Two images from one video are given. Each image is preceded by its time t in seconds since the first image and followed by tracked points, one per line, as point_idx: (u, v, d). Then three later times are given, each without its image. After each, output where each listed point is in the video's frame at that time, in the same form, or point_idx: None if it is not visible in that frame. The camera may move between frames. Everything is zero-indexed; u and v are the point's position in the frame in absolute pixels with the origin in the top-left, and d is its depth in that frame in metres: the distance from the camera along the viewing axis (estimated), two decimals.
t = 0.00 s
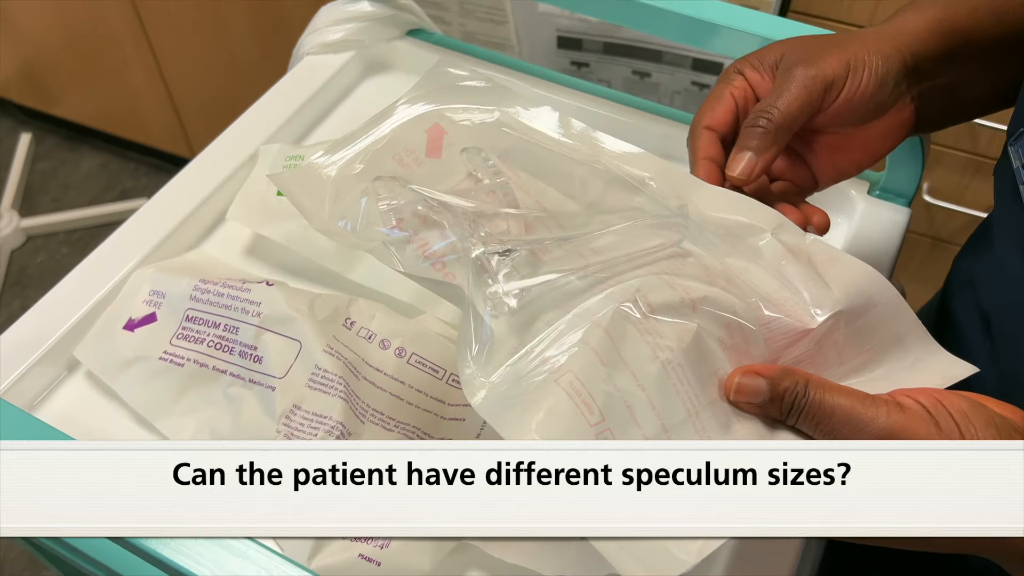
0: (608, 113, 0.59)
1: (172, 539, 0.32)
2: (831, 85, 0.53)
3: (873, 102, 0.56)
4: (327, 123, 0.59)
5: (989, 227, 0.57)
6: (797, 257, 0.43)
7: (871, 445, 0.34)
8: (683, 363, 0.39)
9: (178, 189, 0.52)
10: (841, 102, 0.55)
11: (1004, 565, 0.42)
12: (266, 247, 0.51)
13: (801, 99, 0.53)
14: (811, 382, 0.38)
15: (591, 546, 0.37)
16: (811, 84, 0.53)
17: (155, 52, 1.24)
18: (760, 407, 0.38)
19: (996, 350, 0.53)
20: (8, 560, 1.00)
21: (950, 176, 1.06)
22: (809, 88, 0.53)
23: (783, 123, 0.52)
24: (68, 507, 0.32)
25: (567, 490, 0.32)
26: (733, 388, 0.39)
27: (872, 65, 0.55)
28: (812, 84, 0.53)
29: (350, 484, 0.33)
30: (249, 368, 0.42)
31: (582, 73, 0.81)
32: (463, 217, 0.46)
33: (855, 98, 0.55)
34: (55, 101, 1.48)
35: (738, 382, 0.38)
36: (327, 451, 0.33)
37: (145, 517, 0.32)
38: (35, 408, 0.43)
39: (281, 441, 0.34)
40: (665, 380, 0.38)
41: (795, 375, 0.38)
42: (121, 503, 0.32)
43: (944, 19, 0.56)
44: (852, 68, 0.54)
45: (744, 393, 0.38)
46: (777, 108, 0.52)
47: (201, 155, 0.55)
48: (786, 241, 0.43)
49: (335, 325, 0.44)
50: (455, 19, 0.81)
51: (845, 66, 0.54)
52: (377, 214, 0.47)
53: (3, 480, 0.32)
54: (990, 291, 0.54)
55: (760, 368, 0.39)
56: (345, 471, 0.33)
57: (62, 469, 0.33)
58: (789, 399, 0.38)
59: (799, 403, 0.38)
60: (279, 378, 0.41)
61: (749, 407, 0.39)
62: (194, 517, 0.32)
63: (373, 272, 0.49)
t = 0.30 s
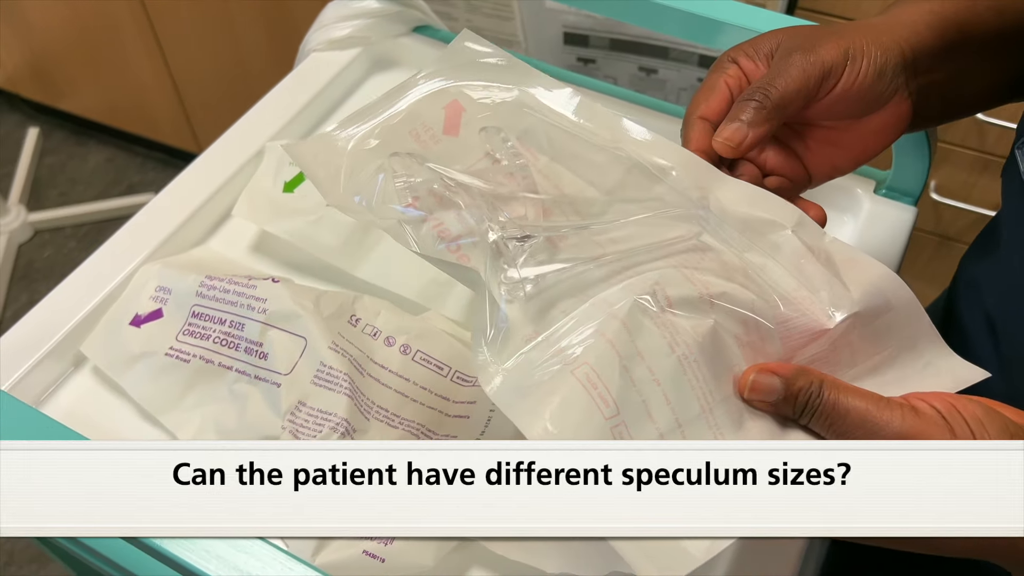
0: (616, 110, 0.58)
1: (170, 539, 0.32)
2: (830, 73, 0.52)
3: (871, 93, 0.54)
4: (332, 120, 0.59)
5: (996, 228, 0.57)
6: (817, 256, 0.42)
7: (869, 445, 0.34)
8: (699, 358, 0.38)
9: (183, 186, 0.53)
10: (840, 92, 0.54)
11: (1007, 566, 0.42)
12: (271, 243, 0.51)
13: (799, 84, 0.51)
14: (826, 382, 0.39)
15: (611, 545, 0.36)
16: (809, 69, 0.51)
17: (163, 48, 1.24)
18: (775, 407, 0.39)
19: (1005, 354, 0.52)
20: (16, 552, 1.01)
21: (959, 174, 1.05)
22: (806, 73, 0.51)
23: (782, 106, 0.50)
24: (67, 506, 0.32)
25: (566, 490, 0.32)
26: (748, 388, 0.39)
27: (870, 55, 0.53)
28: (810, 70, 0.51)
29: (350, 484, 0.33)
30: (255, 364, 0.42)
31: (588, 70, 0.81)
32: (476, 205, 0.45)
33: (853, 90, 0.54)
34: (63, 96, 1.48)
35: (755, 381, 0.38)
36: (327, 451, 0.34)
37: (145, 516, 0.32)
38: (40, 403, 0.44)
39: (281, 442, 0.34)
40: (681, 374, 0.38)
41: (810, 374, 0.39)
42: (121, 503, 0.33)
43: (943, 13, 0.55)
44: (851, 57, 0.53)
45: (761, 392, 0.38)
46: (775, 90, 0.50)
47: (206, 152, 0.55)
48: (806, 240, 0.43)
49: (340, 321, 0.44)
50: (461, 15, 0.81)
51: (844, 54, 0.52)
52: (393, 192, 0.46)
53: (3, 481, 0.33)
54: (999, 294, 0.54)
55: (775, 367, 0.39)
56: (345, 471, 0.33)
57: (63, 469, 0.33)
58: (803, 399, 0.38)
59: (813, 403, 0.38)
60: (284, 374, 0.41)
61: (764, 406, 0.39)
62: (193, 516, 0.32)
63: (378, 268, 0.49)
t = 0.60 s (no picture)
0: (621, 108, 0.58)
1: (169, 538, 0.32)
2: (830, 76, 0.52)
3: (872, 95, 0.54)
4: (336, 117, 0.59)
5: (1002, 232, 0.56)
6: (828, 263, 0.42)
7: (869, 444, 0.33)
8: (723, 353, 0.38)
9: (187, 182, 0.53)
10: (840, 96, 0.54)
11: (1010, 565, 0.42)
12: (277, 240, 0.52)
13: (800, 89, 0.51)
14: (848, 385, 0.40)
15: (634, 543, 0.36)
16: (810, 74, 0.51)
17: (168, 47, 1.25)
18: (796, 409, 0.39)
19: (1012, 359, 0.52)
20: (20, 549, 1.01)
21: (965, 173, 1.05)
22: (807, 78, 0.51)
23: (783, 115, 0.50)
24: (67, 506, 0.32)
25: (566, 490, 0.32)
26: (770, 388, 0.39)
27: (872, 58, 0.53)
28: (811, 76, 0.51)
29: (350, 484, 0.33)
30: (260, 359, 0.42)
31: (593, 68, 0.81)
32: (483, 191, 0.44)
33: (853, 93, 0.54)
34: (69, 94, 1.49)
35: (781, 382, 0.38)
36: (327, 452, 0.34)
37: (146, 516, 0.32)
38: (46, 397, 0.44)
39: (280, 443, 0.35)
40: (708, 368, 0.38)
41: (833, 377, 0.39)
42: (121, 503, 0.33)
43: (941, 13, 0.55)
44: (853, 61, 0.53)
45: (786, 394, 0.38)
46: (775, 98, 0.50)
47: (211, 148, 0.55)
48: (815, 247, 0.43)
49: (345, 317, 0.44)
50: (466, 12, 0.81)
51: (846, 57, 0.52)
52: (393, 176, 0.46)
53: (2, 480, 0.33)
54: (1007, 299, 0.53)
55: (798, 367, 0.39)
56: (345, 471, 0.33)
57: (63, 469, 0.33)
58: (827, 401, 0.39)
59: (832, 403, 0.39)
60: (288, 369, 0.41)
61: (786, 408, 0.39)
62: (192, 516, 0.32)
63: (382, 265, 0.49)
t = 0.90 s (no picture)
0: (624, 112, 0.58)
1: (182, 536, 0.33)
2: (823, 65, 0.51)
3: (864, 89, 0.54)
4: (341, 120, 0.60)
5: (1001, 238, 0.57)
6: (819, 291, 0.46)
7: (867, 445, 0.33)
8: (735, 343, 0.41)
9: (192, 184, 0.53)
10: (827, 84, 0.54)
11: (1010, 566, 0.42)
12: (283, 241, 0.52)
13: (790, 75, 0.51)
14: (872, 375, 0.40)
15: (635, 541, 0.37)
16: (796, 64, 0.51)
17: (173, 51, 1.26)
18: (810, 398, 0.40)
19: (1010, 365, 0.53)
20: (24, 549, 1.01)
21: (966, 177, 1.05)
22: (798, 65, 0.51)
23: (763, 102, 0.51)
24: (67, 506, 0.33)
25: (567, 490, 0.33)
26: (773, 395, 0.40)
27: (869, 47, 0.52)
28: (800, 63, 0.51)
29: (350, 484, 0.33)
30: (266, 359, 0.42)
31: (596, 71, 0.83)
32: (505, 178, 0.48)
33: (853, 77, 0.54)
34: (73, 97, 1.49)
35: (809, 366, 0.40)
36: (327, 452, 0.34)
37: (145, 516, 0.33)
38: (55, 396, 0.44)
39: (281, 443, 0.35)
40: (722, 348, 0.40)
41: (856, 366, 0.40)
42: (121, 503, 0.33)
43: (942, 10, 0.54)
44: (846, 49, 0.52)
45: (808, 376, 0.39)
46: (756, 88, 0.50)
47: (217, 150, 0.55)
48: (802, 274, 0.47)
49: (350, 318, 0.45)
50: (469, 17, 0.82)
51: (840, 47, 0.52)
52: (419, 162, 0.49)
53: (4, 481, 0.33)
54: (1006, 305, 0.54)
55: (823, 354, 0.40)
56: (345, 471, 0.33)
57: (61, 469, 0.33)
58: (852, 387, 0.40)
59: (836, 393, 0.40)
60: (294, 369, 0.42)
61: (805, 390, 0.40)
62: (195, 516, 0.33)
63: (387, 266, 0.49)
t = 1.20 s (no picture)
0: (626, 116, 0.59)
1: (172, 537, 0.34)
2: None
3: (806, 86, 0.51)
4: (349, 122, 0.60)
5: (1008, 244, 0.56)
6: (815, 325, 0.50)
7: (868, 442, 0.33)
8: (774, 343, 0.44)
9: (200, 185, 0.53)
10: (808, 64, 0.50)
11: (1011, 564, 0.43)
12: (290, 242, 0.53)
13: None
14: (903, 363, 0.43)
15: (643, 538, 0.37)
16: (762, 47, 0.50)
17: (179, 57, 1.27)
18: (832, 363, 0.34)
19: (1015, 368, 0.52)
20: (28, 549, 1.02)
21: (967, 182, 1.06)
22: None
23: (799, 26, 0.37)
24: (67, 505, 0.34)
25: (567, 490, 0.33)
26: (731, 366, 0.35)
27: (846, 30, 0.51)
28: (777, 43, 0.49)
29: (350, 483, 0.34)
30: (275, 357, 0.43)
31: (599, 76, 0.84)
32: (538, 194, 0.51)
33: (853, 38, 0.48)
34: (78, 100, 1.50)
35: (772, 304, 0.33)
36: (327, 451, 0.35)
37: (145, 517, 0.34)
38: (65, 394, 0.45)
39: (281, 443, 0.36)
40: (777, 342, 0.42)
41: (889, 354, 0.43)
42: (121, 504, 0.34)
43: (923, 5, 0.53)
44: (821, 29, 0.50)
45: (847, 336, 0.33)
46: None
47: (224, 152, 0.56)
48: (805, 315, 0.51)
49: (357, 316, 0.45)
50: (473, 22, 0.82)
51: None
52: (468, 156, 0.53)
53: (4, 481, 0.34)
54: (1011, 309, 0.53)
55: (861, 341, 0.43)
56: (345, 471, 0.34)
57: (61, 469, 0.34)
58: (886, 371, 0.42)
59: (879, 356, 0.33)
60: (302, 367, 0.42)
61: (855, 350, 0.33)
62: (191, 516, 0.33)
63: (393, 266, 0.49)
